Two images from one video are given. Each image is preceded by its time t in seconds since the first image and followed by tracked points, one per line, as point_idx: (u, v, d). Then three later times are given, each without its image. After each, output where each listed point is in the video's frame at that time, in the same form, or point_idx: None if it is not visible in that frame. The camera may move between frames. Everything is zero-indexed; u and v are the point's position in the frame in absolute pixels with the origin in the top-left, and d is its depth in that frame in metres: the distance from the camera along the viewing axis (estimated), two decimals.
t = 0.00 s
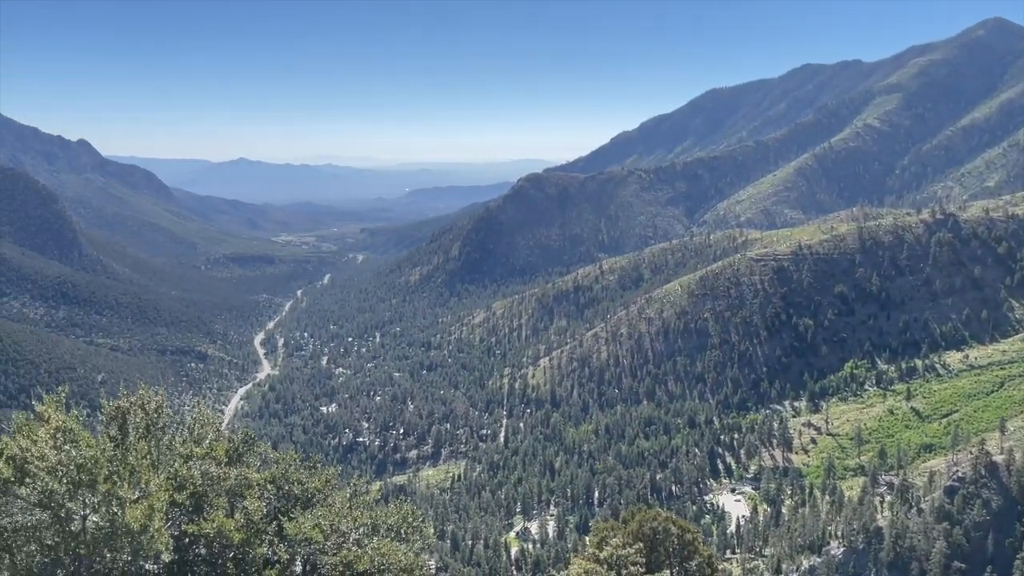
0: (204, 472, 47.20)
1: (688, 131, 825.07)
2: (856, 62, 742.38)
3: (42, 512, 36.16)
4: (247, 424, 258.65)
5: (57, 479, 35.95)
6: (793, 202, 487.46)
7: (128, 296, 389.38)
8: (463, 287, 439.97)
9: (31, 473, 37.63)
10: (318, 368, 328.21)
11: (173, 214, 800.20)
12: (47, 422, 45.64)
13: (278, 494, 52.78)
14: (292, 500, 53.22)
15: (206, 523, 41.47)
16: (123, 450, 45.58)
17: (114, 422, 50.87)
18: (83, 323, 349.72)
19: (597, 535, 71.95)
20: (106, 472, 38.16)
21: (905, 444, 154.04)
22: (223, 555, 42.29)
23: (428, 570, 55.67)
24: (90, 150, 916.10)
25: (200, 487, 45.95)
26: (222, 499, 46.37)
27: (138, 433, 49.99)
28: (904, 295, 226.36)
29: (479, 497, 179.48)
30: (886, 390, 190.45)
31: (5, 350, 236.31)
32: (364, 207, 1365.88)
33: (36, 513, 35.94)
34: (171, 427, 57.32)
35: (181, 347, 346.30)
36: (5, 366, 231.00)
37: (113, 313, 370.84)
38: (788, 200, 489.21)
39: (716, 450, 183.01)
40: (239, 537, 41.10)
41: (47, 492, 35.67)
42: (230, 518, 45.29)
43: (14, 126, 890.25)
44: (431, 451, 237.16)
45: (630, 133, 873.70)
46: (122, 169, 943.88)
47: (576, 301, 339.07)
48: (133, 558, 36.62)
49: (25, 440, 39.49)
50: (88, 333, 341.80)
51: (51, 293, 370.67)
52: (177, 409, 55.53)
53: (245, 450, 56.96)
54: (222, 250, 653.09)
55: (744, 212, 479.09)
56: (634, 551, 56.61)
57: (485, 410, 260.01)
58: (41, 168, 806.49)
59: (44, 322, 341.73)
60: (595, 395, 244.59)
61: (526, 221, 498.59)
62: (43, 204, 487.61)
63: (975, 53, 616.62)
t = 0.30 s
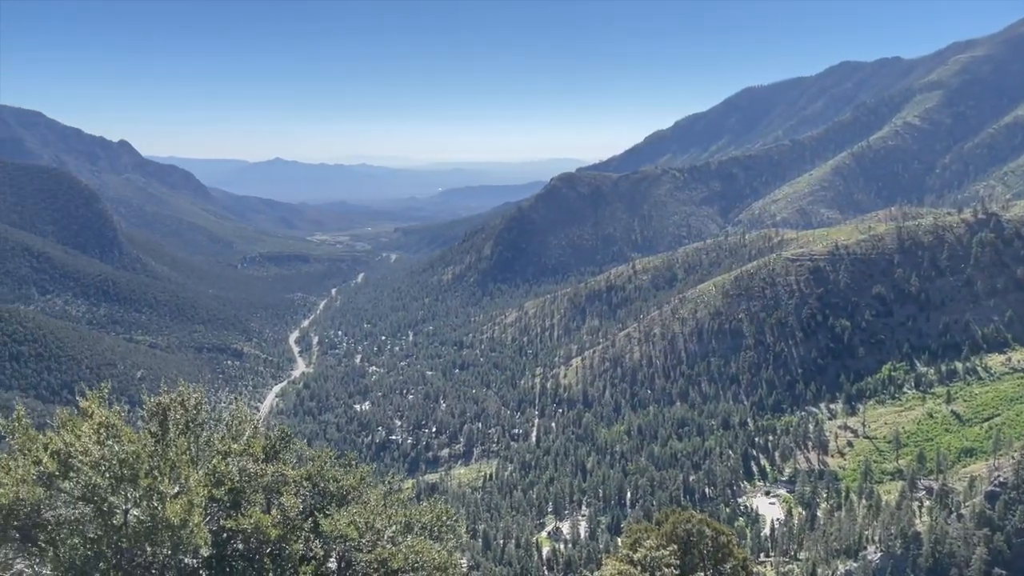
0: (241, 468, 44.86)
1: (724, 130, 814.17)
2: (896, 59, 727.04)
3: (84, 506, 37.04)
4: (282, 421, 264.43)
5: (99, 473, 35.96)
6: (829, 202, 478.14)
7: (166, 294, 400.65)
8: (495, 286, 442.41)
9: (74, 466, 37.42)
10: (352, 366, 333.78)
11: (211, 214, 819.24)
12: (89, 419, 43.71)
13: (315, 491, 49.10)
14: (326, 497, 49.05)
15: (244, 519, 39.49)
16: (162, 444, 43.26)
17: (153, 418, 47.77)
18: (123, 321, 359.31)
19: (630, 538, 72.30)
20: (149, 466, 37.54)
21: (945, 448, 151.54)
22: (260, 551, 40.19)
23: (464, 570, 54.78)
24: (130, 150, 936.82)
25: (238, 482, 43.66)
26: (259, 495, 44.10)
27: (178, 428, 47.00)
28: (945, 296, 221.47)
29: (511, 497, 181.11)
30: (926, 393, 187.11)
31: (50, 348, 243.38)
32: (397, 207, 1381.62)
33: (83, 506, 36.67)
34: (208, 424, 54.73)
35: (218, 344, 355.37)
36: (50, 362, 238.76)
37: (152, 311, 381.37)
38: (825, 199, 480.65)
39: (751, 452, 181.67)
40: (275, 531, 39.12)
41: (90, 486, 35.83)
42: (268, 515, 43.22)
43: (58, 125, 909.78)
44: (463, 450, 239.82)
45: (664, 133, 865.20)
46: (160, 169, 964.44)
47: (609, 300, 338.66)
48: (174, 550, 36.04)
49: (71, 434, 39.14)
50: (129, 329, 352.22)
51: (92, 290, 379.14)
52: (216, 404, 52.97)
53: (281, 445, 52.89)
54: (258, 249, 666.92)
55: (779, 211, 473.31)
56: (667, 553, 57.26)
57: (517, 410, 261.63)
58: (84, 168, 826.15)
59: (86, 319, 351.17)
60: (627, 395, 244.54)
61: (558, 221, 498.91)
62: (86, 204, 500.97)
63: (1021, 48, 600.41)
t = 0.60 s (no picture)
0: (278, 465, 46.50)
1: (761, 130, 802.29)
2: (939, 57, 711.16)
3: (126, 500, 37.36)
4: (318, 418, 269.96)
5: (142, 468, 36.65)
6: (868, 202, 468.35)
7: (204, 293, 412.28)
8: (529, 286, 444.44)
9: (117, 460, 38.17)
10: (386, 365, 339.02)
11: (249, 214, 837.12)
12: (133, 415, 44.85)
13: (350, 489, 49.11)
14: (364, 495, 49.20)
15: (281, 515, 40.58)
16: (204, 441, 44.10)
17: (195, 414, 48.40)
18: (163, 318, 369.88)
19: (665, 538, 73.21)
20: (190, 462, 38.50)
21: (987, 453, 149.14)
22: (297, 546, 41.41)
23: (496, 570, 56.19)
24: (171, 150, 959.88)
25: (275, 479, 45.08)
26: (297, 491, 45.47)
27: (217, 425, 47.56)
28: (988, 298, 217.20)
29: (544, 497, 182.74)
30: (967, 397, 184.05)
31: (92, 344, 251.84)
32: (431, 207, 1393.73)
33: (123, 501, 37.06)
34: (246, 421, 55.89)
35: (255, 343, 364.09)
36: (93, 358, 247.19)
37: (191, 309, 391.83)
38: (864, 199, 470.83)
39: (787, 455, 180.17)
40: (313, 530, 39.95)
41: (133, 481, 36.41)
42: (305, 511, 44.52)
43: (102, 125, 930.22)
44: (496, 450, 242.18)
45: (699, 132, 855.97)
46: (200, 169, 985.57)
47: (643, 301, 337.88)
48: (213, 546, 36.51)
49: (113, 430, 40.22)
50: (168, 327, 362.52)
51: (134, 289, 390.56)
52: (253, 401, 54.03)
53: (318, 442, 54.31)
54: (294, 249, 679.52)
55: (817, 212, 465.71)
56: (703, 556, 58.15)
57: (550, 410, 263.11)
58: (127, 168, 845.57)
59: (127, 316, 362.16)
60: (661, 397, 244.20)
61: (592, 221, 498.62)
62: (128, 204, 514.79)
63: None
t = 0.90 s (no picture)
0: (319, 464, 48.24)
1: (802, 130, 787.60)
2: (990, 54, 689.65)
3: (171, 496, 39.05)
4: (357, 417, 276.04)
5: (186, 464, 38.59)
6: (913, 203, 457.22)
7: (245, 292, 424.63)
8: (566, 288, 445.79)
9: (162, 457, 40.91)
10: (424, 365, 344.43)
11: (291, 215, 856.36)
12: (174, 412, 49.41)
13: (389, 488, 50.33)
14: (401, 495, 49.93)
15: (320, 513, 41.23)
16: (247, 439, 46.43)
17: (236, 413, 51.07)
18: (205, 318, 382.01)
19: (704, 544, 74.12)
20: (231, 460, 40.04)
21: None
22: (336, 545, 41.92)
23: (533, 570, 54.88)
24: (214, 152, 986.77)
25: (315, 478, 46.87)
26: (335, 490, 47.06)
27: (258, 424, 50.12)
28: None
29: (580, 499, 184.20)
30: (1015, 403, 180.27)
31: (136, 343, 262.77)
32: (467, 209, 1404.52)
33: (167, 496, 38.86)
34: (288, 421, 58.85)
35: (296, 342, 373.49)
36: (137, 356, 257.86)
37: (233, 308, 403.65)
38: (909, 200, 459.30)
39: (827, 460, 178.39)
40: (351, 528, 40.36)
41: (177, 476, 38.41)
42: (343, 509, 46.01)
43: (148, 125, 953.98)
44: (532, 451, 244.34)
45: (738, 133, 844.39)
46: (242, 170, 1010.87)
47: (680, 303, 336.47)
48: (254, 542, 37.63)
49: (159, 428, 43.32)
50: (210, 326, 374.67)
51: (177, 289, 404.09)
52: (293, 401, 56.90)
53: (356, 443, 56.76)
54: (333, 249, 692.89)
55: (859, 213, 456.37)
56: (742, 561, 59.53)
57: (587, 412, 264.28)
58: (171, 170, 867.65)
59: (171, 315, 375.42)
60: (699, 400, 243.37)
61: (629, 222, 497.16)
62: (173, 205, 531.52)
63: None
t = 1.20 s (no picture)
0: (361, 464, 47.62)
1: (848, 131, 770.35)
2: None
3: (217, 493, 38.54)
4: (398, 418, 281.98)
5: (231, 463, 37.70)
6: (964, 206, 444.38)
7: (288, 293, 437.16)
8: (605, 291, 446.23)
9: (204, 456, 39.58)
10: (463, 367, 349.57)
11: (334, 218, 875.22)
12: (222, 410, 48.92)
13: (430, 488, 51.01)
14: (442, 495, 50.74)
15: (362, 513, 41.24)
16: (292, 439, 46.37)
17: (280, 413, 50.06)
18: (249, 318, 394.30)
19: (743, 549, 75.28)
20: (275, 459, 39.24)
21: None
22: (378, 544, 41.92)
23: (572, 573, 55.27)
24: (259, 156, 1014.11)
25: (357, 477, 46.64)
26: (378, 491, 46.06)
27: (303, 423, 49.67)
28: None
29: (619, 503, 185.06)
30: None
31: (183, 342, 272.73)
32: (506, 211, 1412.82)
33: (214, 493, 38.33)
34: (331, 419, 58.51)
35: (338, 343, 382.47)
36: (183, 355, 267.70)
37: (276, 309, 415.68)
38: (959, 203, 446.55)
39: (872, 467, 175.32)
40: (393, 529, 40.58)
41: (223, 475, 37.53)
42: (385, 511, 44.54)
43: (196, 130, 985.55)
44: (571, 454, 246.03)
45: (782, 134, 829.45)
46: (286, 173, 1036.43)
47: (722, 307, 333.97)
48: (297, 541, 37.62)
49: (206, 426, 41.18)
50: (255, 327, 386.52)
51: (222, 289, 418.12)
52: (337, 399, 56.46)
53: (397, 444, 56.65)
54: (375, 251, 706.06)
55: (907, 216, 445.74)
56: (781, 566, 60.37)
57: (626, 416, 264.87)
58: (218, 173, 895.04)
59: (217, 315, 388.88)
60: (741, 405, 241.77)
61: (670, 225, 494.34)
62: (218, 207, 548.76)
63: None
